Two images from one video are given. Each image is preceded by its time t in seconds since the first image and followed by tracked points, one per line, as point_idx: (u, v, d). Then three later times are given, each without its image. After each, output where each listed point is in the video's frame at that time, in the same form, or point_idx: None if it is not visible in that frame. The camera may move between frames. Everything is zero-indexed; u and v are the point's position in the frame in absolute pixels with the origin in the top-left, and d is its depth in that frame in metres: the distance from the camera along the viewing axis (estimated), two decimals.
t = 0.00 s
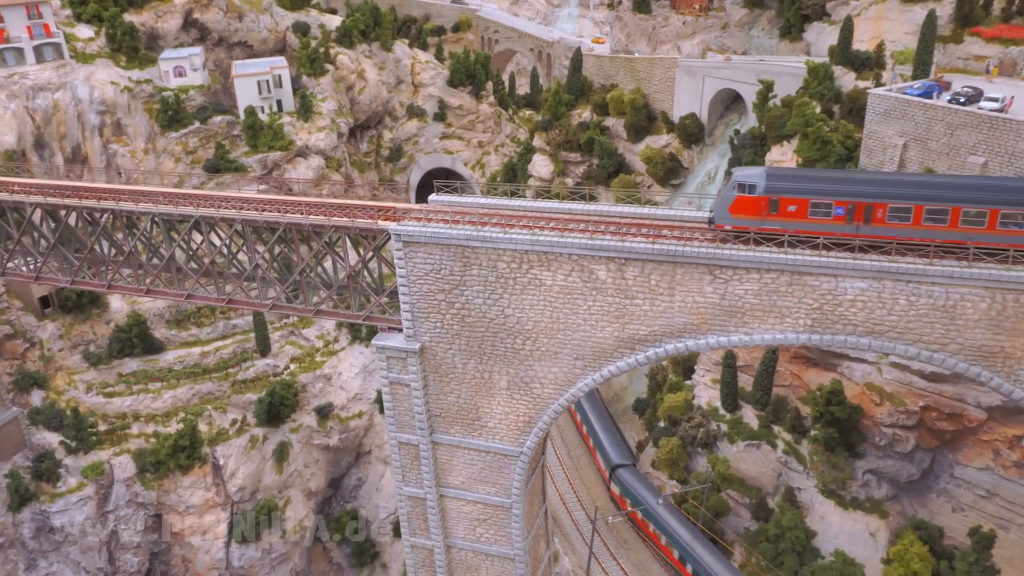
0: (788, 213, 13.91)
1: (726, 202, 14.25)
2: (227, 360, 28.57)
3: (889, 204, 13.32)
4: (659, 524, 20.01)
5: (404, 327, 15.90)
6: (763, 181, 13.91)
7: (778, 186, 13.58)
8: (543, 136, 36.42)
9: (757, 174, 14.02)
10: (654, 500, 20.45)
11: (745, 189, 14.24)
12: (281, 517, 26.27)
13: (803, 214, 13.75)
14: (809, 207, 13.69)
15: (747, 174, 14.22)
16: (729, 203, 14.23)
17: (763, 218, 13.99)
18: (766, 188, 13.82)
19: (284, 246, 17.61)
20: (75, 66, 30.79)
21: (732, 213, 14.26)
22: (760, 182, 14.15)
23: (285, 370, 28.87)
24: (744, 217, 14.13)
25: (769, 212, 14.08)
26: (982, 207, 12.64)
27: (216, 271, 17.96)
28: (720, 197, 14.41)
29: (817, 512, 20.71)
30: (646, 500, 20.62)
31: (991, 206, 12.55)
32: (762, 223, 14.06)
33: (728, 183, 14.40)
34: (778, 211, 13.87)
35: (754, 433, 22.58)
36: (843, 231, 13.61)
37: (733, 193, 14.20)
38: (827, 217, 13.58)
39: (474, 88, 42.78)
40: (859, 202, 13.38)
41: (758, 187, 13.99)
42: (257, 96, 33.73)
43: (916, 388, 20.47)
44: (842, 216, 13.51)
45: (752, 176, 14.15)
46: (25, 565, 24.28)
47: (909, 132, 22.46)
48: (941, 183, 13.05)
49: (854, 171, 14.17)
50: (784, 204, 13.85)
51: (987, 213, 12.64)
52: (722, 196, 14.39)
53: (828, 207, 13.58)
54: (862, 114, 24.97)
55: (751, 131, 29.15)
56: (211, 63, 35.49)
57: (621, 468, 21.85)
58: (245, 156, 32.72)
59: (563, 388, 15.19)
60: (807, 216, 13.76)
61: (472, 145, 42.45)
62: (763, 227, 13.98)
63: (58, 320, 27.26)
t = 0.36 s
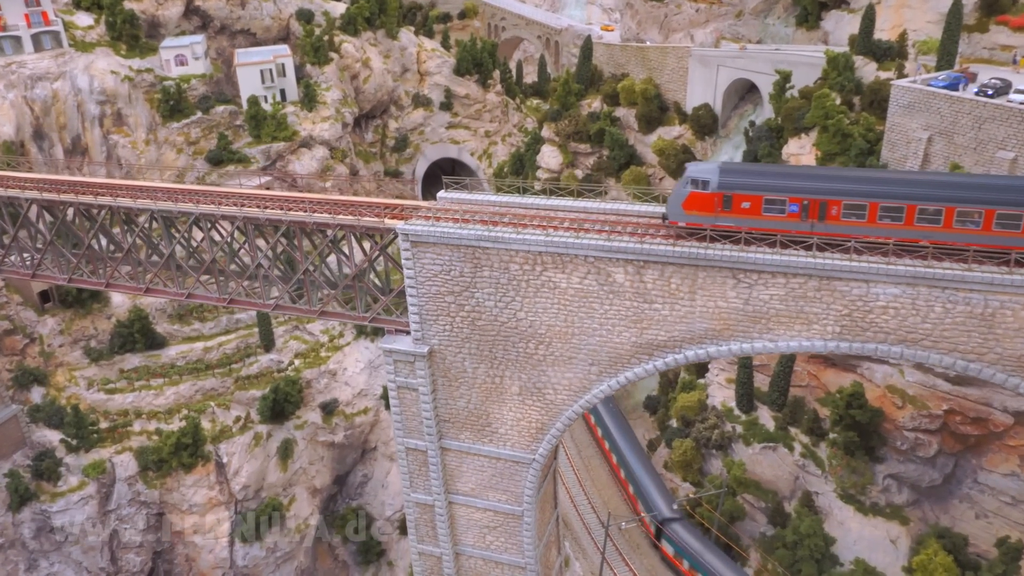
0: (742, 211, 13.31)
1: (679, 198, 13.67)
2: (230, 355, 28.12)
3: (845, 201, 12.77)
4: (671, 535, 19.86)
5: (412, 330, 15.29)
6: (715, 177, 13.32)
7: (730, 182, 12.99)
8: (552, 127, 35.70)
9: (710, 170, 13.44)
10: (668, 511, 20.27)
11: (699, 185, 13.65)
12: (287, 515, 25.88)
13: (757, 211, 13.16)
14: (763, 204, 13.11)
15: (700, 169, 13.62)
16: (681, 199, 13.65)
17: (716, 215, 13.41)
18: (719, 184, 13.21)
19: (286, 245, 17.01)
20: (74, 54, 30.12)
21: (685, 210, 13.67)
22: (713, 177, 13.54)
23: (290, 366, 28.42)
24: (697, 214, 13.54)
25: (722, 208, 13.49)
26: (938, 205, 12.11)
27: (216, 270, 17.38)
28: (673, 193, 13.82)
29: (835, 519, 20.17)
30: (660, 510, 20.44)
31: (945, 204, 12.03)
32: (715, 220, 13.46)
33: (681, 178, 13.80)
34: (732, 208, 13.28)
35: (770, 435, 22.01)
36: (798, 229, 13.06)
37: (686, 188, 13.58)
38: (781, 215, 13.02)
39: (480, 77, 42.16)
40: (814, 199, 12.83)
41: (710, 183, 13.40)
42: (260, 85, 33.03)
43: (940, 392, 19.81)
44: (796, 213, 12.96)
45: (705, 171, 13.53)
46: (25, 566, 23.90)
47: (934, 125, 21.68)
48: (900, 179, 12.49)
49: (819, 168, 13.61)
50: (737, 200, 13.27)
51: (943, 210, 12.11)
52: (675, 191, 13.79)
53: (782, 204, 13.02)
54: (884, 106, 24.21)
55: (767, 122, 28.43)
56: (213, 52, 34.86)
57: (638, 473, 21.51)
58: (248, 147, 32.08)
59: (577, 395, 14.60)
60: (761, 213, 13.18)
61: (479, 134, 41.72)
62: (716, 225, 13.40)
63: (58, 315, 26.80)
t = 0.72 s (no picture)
0: (691, 208, 13.11)
1: (628, 195, 13.47)
2: (234, 350, 27.62)
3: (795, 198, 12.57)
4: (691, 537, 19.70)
5: (421, 334, 14.71)
6: (664, 173, 13.10)
7: (679, 179, 12.78)
8: (562, 116, 34.91)
9: (660, 165, 13.23)
10: (686, 512, 20.18)
11: (649, 182, 13.44)
12: (292, 512, 25.47)
13: (706, 208, 12.97)
14: (712, 201, 12.92)
15: (650, 165, 13.40)
16: (631, 196, 13.44)
17: (665, 212, 13.18)
18: (668, 181, 13.00)
19: (290, 244, 16.37)
20: (72, 42, 29.45)
21: (635, 207, 13.47)
22: (662, 174, 13.33)
23: (295, 360, 27.88)
24: (646, 211, 13.33)
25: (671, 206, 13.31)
26: (888, 203, 11.96)
27: (217, 269, 16.72)
28: (623, 190, 13.61)
29: (855, 525, 19.65)
30: (678, 511, 20.35)
31: (895, 202, 11.87)
32: (665, 218, 13.24)
33: (632, 175, 13.59)
34: (681, 205, 13.06)
35: (788, 437, 21.42)
36: (749, 227, 12.84)
37: (636, 185, 13.38)
38: (732, 212, 12.81)
39: (488, 64, 41.30)
40: (764, 196, 12.62)
41: (659, 179, 13.17)
42: (263, 73, 32.32)
43: (965, 395, 18.91)
44: (746, 210, 12.75)
45: (654, 167, 13.33)
46: (27, 565, 23.57)
47: (962, 118, 20.84)
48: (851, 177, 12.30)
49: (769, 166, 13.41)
50: (686, 197, 13.06)
51: (893, 209, 11.95)
52: (625, 188, 13.57)
53: (732, 201, 12.82)
54: (908, 98, 23.38)
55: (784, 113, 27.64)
56: (216, 39, 34.14)
57: (659, 480, 21.25)
58: (251, 136, 31.34)
59: (593, 403, 14.01)
60: (710, 211, 12.98)
61: (486, 122, 40.89)
62: (664, 222, 13.19)
63: (58, 309, 26.32)
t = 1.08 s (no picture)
0: (634, 206, 12.71)
1: (572, 192, 13.13)
2: (238, 343, 27.04)
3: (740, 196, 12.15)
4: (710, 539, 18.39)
5: (432, 341, 14.11)
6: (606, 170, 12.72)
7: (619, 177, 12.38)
8: (572, 104, 34.02)
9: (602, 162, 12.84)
10: (703, 519, 18.94)
11: (592, 179, 13.08)
12: (298, 509, 25.10)
13: (649, 206, 12.55)
14: (655, 199, 12.50)
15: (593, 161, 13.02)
16: (574, 193, 13.11)
17: (607, 210, 12.85)
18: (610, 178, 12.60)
19: (295, 245, 15.79)
20: (72, 28, 28.73)
21: (579, 204, 13.17)
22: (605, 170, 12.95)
23: (300, 354, 27.31)
24: (590, 209, 13.03)
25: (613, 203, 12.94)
26: (834, 203, 11.54)
27: (220, 270, 16.13)
28: (566, 187, 13.27)
29: (877, 532, 19.15)
30: (696, 519, 19.10)
31: (842, 202, 11.44)
32: (608, 216, 12.91)
33: (575, 172, 13.24)
34: (623, 203, 12.67)
35: (806, 440, 20.87)
36: (692, 226, 12.46)
37: (579, 182, 13.03)
38: (674, 211, 12.41)
39: (495, 48, 40.33)
40: (707, 194, 12.20)
41: (602, 176, 12.80)
42: (267, 59, 31.51)
43: (993, 400, 18.31)
44: (689, 209, 12.35)
45: (598, 164, 12.98)
46: (30, 564, 23.26)
47: (994, 112, 19.97)
48: (799, 175, 11.89)
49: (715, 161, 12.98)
50: (629, 195, 12.66)
51: (839, 209, 11.53)
52: (569, 185, 13.22)
53: (674, 199, 12.40)
54: (935, 89, 22.55)
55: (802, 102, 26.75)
56: (218, 23, 33.29)
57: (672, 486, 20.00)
58: (255, 124, 30.57)
59: (612, 416, 13.44)
60: (653, 209, 12.57)
61: (494, 108, 39.94)
62: (607, 220, 12.86)
63: (60, 303, 25.83)
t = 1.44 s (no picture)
0: (574, 205, 12.65)
1: (511, 190, 12.99)
2: (244, 336, 26.51)
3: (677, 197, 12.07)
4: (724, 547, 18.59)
5: (445, 350, 13.58)
6: (543, 168, 12.60)
7: (556, 176, 12.26)
8: (585, 91, 33.12)
9: (540, 160, 12.71)
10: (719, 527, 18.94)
11: (531, 176, 12.94)
12: (306, 504, 24.83)
13: (588, 205, 12.50)
14: (594, 198, 12.44)
15: (531, 159, 12.86)
16: (513, 191, 12.98)
17: (547, 209, 12.78)
18: (549, 176, 12.51)
19: (301, 249, 15.20)
20: (72, 13, 28.05)
21: (518, 203, 13.05)
22: (543, 167, 12.82)
23: (307, 347, 26.85)
24: (529, 207, 12.93)
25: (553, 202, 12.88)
26: (771, 205, 11.47)
27: (225, 273, 15.54)
28: (505, 184, 13.12)
29: (898, 540, 18.69)
30: (711, 527, 19.10)
31: (780, 204, 11.35)
32: (548, 214, 12.84)
33: (514, 168, 13.08)
34: (563, 201, 12.60)
35: (826, 444, 20.44)
36: (631, 225, 12.40)
37: (518, 180, 12.90)
38: (613, 211, 12.35)
39: (504, 31, 39.29)
40: (645, 195, 12.12)
41: (540, 174, 12.67)
42: (271, 44, 30.51)
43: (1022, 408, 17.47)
44: (629, 209, 12.28)
45: (536, 161, 12.84)
46: (36, 562, 22.99)
47: None
48: (736, 176, 11.82)
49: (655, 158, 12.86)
50: (568, 193, 12.58)
51: (776, 211, 11.47)
52: (508, 183, 13.08)
53: (613, 198, 12.33)
54: (964, 81, 21.77)
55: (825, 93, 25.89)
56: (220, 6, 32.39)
57: (687, 492, 20.02)
58: (260, 111, 29.90)
59: (634, 431, 12.95)
60: (592, 208, 12.51)
61: (503, 92, 38.96)
62: (547, 218, 12.80)
63: (63, 297, 25.40)
